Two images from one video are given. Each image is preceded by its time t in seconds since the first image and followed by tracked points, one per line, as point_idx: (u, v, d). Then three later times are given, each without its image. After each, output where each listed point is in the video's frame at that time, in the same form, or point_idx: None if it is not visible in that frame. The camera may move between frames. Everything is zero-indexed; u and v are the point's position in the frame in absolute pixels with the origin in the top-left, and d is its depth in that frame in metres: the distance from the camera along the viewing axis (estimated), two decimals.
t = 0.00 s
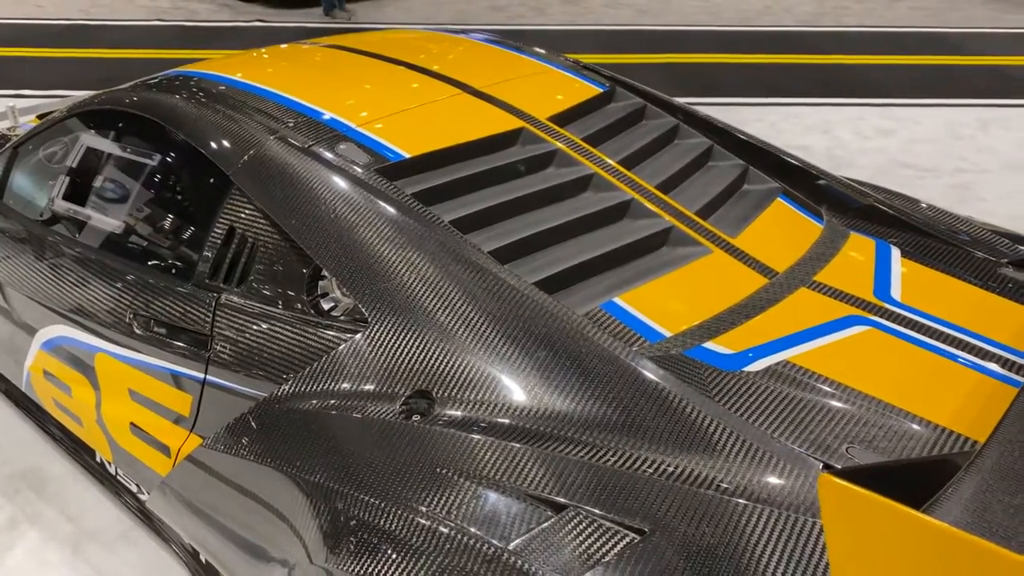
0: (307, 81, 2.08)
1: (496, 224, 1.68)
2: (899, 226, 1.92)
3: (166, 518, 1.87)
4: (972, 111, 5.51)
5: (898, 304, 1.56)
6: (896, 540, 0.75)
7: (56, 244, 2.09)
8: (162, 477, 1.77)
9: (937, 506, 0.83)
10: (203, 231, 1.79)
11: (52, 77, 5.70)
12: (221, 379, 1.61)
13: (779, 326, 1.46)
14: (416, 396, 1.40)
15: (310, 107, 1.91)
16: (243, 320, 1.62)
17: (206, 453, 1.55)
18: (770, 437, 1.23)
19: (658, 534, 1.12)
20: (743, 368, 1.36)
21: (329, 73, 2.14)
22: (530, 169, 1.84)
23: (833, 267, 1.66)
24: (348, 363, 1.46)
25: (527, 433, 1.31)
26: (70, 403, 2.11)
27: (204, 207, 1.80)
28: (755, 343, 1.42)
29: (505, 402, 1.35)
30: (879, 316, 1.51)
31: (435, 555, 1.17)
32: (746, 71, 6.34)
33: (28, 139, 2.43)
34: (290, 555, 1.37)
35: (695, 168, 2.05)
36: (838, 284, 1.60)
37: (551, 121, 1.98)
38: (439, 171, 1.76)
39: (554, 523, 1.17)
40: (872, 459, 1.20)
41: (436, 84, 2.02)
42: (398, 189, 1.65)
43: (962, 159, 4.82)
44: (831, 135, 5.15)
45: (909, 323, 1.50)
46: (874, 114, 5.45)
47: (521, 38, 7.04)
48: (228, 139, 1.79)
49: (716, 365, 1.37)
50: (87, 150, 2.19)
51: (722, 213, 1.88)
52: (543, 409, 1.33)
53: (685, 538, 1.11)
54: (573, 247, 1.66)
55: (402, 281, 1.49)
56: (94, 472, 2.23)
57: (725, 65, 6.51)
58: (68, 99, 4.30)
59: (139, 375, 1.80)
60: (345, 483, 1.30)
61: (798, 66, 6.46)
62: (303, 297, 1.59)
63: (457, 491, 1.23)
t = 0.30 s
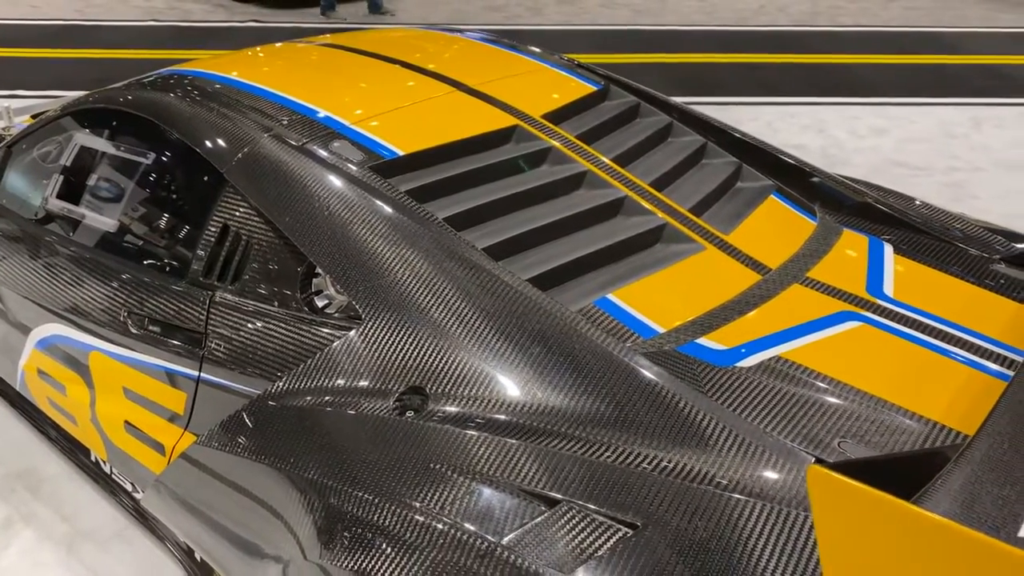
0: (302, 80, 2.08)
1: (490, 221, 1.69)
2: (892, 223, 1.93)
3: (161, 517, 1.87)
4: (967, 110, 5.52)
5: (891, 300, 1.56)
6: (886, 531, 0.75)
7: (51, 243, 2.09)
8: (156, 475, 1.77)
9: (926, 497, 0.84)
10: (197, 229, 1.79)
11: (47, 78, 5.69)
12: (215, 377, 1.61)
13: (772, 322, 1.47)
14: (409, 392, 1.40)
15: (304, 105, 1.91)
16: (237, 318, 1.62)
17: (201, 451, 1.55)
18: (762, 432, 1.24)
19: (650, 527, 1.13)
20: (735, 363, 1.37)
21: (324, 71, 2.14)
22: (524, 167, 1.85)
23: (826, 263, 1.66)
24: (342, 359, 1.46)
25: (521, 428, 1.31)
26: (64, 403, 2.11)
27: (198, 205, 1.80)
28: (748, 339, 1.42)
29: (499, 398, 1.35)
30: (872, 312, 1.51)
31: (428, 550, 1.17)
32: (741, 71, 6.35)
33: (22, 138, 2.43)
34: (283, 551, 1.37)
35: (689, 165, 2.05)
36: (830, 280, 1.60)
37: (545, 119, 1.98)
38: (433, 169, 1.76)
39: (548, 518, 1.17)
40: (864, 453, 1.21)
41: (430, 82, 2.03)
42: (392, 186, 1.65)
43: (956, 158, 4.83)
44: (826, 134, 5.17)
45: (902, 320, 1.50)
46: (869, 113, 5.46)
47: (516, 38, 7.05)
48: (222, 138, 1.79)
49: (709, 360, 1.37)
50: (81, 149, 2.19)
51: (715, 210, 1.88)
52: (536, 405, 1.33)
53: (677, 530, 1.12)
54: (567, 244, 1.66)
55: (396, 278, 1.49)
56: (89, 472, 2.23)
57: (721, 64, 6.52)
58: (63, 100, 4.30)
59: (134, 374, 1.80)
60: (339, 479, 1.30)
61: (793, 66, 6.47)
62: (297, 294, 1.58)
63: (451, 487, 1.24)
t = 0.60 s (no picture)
0: (298, 76, 2.09)
1: (485, 215, 1.69)
2: (884, 218, 1.94)
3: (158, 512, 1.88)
4: (961, 108, 5.54)
5: (883, 293, 1.57)
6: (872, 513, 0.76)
7: (47, 239, 2.09)
8: (152, 470, 1.78)
9: (913, 482, 0.85)
10: (193, 224, 1.79)
11: (42, 77, 5.69)
12: (211, 371, 1.62)
13: (765, 314, 1.48)
14: (404, 384, 1.41)
15: (300, 101, 1.92)
16: (233, 312, 1.62)
17: (197, 444, 1.56)
18: (755, 422, 1.25)
19: (643, 515, 1.14)
20: (728, 355, 1.38)
21: (320, 68, 2.15)
22: (519, 162, 1.86)
23: (818, 256, 1.68)
24: (338, 352, 1.47)
25: (516, 419, 1.32)
26: (60, 398, 2.12)
27: (194, 201, 1.81)
28: (741, 331, 1.43)
29: (494, 390, 1.36)
30: (864, 304, 1.52)
31: (424, 540, 1.18)
32: (737, 69, 6.37)
33: (18, 135, 2.44)
34: (279, 542, 1.38)
35: (683, 160, 2.06)
36: (823, 273, 1.62)
37: (539, 114, 1.99)
38: (428, 164, 1.77)
39: (542, 506, 1.18)
40: (856, 442, 1.22)
41: (425, 78, 2.04)
42: (388, 181, 1.66)
43: (950, 155, 4.85)
44: (820, 132, 5.18)
45: (893, 311, 1.51)
46: (863, 111, 5.48)
47: (512, 37, 7.06)
48: (218, 133, 1.80)
49: (702, 352, 1.38)
50: (77, 145, 2.19)
51: (709, 205, 1.89)
52: (531, 396, 1.34)
53: (670, 518, 1.13)
54: (561, 238, 1.67)
55: (391, 271, 1.50)
56: (85, 468, 2.24)
57: (716, 63, 6.53)
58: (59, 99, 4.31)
59: (131, 369, 1.80)
60: (335, 470, 1.31)
61: (788, 64, 6.49)
62: (292, 288, 1.60)
63: (447, 477, 1.25)
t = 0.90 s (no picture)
0: (290, 71, 2.09)
1: (476, 207, 1.70)
2: (874, 210, 1.96)
3: (152, 506, 1.88)
4: (953, 105, 5.56)
5: (870, 283, 1.58)
6: (854, 490, 0.77)
7: (40, 234, 2.10)
8: (145, 463, 1.78)
9: (894, 462, 0.86)
10: (184, 218, 1.80)
11: (36, 77, 5.69)
12: (203, 364, 1.63)
13: (753, 304, 1.49)
14: (394, 374, 1.42)
15: (291, 95, 1.92)
16: (224, 305, 1.63)
17: (189, 436, 1.56)
18: (742, 409, 1.26)
19: (631, 501, 1.15)
20: (716, 344, 1.39)
21: (312, 63, 2.16)
22: (509, 155, 1.86)
23: (807, 248, 1.69)
24: (328, 342, 1.47)
25: (505, 408, 1.33)
26: (53, 393, 2.12)
27: (186, 194, 1.81)
28: (729, 321, 1.45)
29: (483, 379, 1.37)
30: (852, 294, 1.53)
31: (414, 527, 1.19)
32: (731, 67, 6.39)
33: (10, 131, 2.44)
34: (269, 531, 1.39)
35: (674, 154, 2.07)
36: (811, 264, 1.63)
37: (530, 108, 2.00)
38: (419, 157, 1.78)
39: (531, 493, 1.19)
40: (842, 428, 1.23)
41: (417, 73, 2.04)
42: (378, 173, 1.67)
43: (943, 152, 4.87)
44: (814, 129, 5.20)
45: (881, 301, 1.53)
46: (856, 109, 5.50)
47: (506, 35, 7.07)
48: (210, 128, 1.81)
49: (690, 342, 1.39)
50: (69, 140, 2.20)
51: (699, 198, 1.90)
52: (520, 384, 1.35)
53: (657, 504, 1.14)
54: (552, 230, 1.68)
55: (381, 262, 1.51)
56: (79, 463, 2.24)
57: (710, 61, 6.55)
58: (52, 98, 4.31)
59: (123, 362, 1.81)
60: (325, 459, 1.32)
61: (781, 63, 6.51)
62: (284, 281, 1.60)
63: (436, 464, 1.25)
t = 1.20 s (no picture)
0: (280, 68, 2.11)
1: (464, 202, 1.71)
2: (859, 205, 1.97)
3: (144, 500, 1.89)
4: (944, 103, 5.59)
5: (853, 275, 1.60)
6: (831, 468, 0.78)
7: (31, 231, 2.11)
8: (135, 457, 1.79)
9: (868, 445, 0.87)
10: (174, 213, 1.81)
11: (29, 76, 5.69)
12: (192, 357, 1.64)
13: (737, 296, 1.51)
14: (381, 365, 1.43)
15: (280, 91, 1.94)
16: (213, 299, 1.64)
17: (179, 429, 1.57)
18: (724, 398, 1.28)
19: (613, 489, 1.17)
20: (699, 335, 1.41)
21: (302, 60, 2.17)
22: (498, 150, 1.88)
23: (791, 241, 1.71)
24: (316, 334, 1.49)
25: (491, 398, 1.35)
26: (44, 388, 2.13)
27: (176, 189, 1.83)
28: (712, 312, 1.46)
29: (469, 369, 1.39)
30: (835, 286, 1.55)
31: (400, 516, 1.20)
32: (723, 66, 6.41)
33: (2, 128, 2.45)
34: (256, 522, 1.40)
35: (661, 149, 2.09)
36: (795, 257, 1.64)
37: (518, 104, 2.02)
38: (408, 152, 1.79)
39: (515, 481, 1.21)
40: (821, 417, 1.25)
41: (405, 69, 2.06)
42: (367, 168, 1.68)
43: (933, 149, 4.89)
44: (805, 127, 5.22)
45: (863, 293, 1.54)
46: (847, 107, 5.52)
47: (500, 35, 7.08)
48: (199, 123, 1.82)
49: (674, 333, 1.41)
50: (60, 137, 2.21)
51: (685, 192, 1.92)
52: (506, 375, 1.37)
53: (639, 491, 1.16)
54: (539, 223, 1.70)
55: (368, 254, 1.52)
56: (70, 458, 2.25)
57: (702, 60, 6.57)
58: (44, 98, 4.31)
59: (114, 357, 1.82)
60: (312, 450, 1.34)
61: (773, 61, 6.53)
62: (273, 276, 1.62)
63: (422, 455, 1.27)
